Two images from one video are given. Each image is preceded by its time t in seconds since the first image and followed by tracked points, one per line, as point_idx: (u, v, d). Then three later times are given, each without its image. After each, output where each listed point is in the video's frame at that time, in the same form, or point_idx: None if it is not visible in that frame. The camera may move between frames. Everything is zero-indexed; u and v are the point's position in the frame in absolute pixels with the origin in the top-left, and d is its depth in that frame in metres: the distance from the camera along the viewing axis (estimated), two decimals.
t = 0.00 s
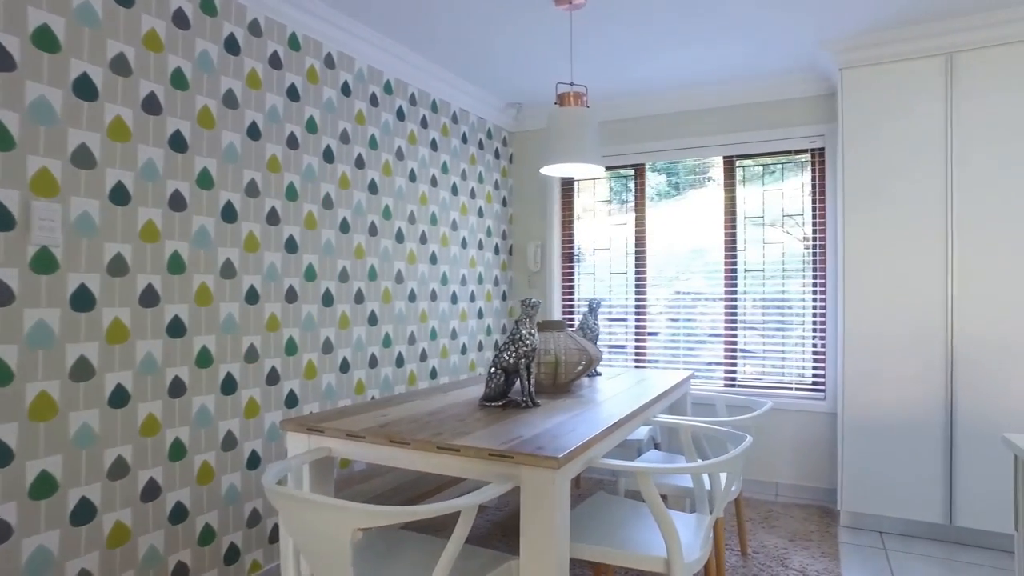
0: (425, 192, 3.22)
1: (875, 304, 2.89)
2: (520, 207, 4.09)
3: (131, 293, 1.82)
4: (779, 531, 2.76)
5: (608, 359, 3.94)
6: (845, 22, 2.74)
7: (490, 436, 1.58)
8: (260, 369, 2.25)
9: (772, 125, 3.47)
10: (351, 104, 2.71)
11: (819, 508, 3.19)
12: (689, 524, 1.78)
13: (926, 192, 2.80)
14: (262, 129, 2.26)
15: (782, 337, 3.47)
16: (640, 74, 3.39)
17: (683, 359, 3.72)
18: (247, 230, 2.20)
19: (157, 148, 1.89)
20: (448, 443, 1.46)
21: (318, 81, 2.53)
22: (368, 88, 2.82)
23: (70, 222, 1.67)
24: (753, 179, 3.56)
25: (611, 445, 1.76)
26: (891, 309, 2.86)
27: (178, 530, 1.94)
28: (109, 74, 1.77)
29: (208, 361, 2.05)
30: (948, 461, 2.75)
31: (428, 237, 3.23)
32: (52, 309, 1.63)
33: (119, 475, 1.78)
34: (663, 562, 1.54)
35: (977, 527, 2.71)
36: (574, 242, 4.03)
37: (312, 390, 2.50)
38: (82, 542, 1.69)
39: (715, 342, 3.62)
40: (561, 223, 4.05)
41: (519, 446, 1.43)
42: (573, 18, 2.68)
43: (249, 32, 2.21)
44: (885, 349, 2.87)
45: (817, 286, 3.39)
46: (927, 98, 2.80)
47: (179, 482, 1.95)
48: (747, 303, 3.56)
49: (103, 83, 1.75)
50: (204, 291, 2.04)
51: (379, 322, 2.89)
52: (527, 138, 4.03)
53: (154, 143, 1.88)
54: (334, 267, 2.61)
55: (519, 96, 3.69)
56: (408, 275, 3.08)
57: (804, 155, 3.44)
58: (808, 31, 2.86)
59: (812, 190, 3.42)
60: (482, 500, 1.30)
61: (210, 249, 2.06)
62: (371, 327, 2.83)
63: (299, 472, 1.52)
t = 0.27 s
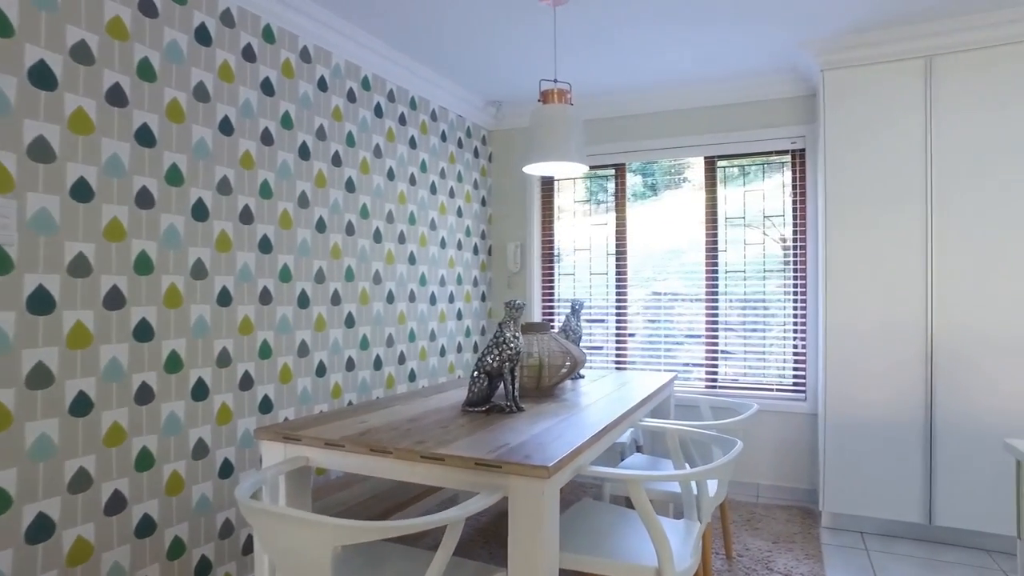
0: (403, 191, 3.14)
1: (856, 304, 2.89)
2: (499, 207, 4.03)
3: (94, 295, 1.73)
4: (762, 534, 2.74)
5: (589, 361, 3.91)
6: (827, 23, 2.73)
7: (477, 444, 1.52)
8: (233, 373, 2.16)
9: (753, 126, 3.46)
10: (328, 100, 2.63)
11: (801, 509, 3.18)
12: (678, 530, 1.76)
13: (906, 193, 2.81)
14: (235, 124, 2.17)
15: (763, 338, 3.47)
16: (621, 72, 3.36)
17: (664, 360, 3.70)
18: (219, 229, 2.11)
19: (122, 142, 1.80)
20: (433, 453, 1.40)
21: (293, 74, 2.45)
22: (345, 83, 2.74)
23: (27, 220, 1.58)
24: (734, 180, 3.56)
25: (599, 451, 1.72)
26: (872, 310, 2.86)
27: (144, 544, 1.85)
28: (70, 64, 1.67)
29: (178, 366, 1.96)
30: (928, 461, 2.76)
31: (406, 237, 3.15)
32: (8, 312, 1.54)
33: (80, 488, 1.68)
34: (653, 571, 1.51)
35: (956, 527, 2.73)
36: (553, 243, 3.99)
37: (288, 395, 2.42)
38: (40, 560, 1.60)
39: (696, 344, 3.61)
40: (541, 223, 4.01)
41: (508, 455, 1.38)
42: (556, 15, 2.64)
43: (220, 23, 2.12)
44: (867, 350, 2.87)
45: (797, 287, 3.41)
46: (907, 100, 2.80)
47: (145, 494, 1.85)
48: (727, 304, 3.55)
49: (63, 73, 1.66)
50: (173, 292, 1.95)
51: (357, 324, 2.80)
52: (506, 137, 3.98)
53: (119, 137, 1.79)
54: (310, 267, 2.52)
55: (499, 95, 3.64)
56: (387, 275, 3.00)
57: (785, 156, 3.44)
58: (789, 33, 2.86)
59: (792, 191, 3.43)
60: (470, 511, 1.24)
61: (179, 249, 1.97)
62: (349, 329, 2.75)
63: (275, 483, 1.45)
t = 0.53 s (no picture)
0: (384, 188, 3.06)
1: (841, 304, 2.88)
2: (481, 205, 3.97)
3: (57, 294, 1.64)
4: (748, 535, 2.73)
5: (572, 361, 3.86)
6: (813, 22, 2.71)
7: (463, 449, 1.46)
8: (206, 376, 2.08)
9: (737, 124, 3.44)
10: (306, 93, 2.55)
11: (786, 509, 3.17)
12: (668, 535, 1.73)
13: (890, 193, 2.81)
14: (209, 116, 2.09)
15: (747, 338, 3.46)
16: (606, 69, 3.32)
17: (648, 360, 3.67)
18: (192, 225, 2.03)
19: (88, 133, 1.71)
20: (417, 459, 1.34)
21: (270, 66, 2.36)
22: (323, 76, 2.66)
23: None
24: (718, 179, 3.54)
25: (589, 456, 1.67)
26: (857, 310, 2.86)
27: (111, 557, 1.76)
28: (30, 49, 1.58)
29: (148, 368, 1.87)
30: (912, 460, 2.77)
31: (387, 235, 3.07)
32: None
33: (42, 498, 1.59)
34: None
35: (940, 525, 2.74)
36: (536, 242, 3.93)
37: (264, 398, 2.33)
38: None
39: (680, 344, 3.58)
40: (524, 221, 3.95)
41: (496, 461, 1.33)
42: (542, 10, 2.59)
43: (193, 11, 2.04)
44: (852, 350, 2.87)
45: (781, 286, 3.41)
46: (892, 99, 2.80)
47: (113, 503, 1.77)
48: (711, 304, 3.53)
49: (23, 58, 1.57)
50: (142, 292, 1.86)
51: (336, 324, 2.72)
52: (489, 134, 3.92)
53: (84, 128, 1.70)
54: (287, 266, 2.44)
55: (481, 91, 3.58)
56: (367, 274, 2.92)
57: (768, 155, 3.43)
58: (774, 31, 2.84)
59: (776, 190, 3.42)
60: (458, 521, 1.19)
61: (149, 246, 1.88)
62: (328, 330, 2.67)
63: (251, 492, 1.38)
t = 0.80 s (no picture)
0: (357, 185, 2.96)
1: (820, 305, 2.88)
2: (456, 204, 3.87)
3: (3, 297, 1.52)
4: (728, 538, 2.71)
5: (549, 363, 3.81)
6: (794, 22, 2.69)
7: (446, 460, 1.39)
8: (169, 382, 1.97)
9: (715, 124, 3.42)
10: (276, 86, 2.44)
11: (764, 511, 3.16)
12: (653, 542, 1.69)
13: (868, 194, 2.81)
14: (172, 108, 1.98)
15: (725, 339, 3.45)
16: (584, 67, 3.26)
17: (626, 362, 3.63)
18: (153, 223, 1.91)
19: (38, 123, 1.59)
20: (399, 471, 1.27)
21: (238, 56, 2.26)
22: (294, 69, 2.56)
23: None
24: (696, 179, 3.52)
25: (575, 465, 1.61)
26: (836, 312, 2.85)
27: None
28: None
29: (105, 375, 1.76)
30: (889, 461, 2.78)
31: (360, 234, 2.97)
32: None
33: None
34: None
35: (916, 524, 2.76)
36: (512, 242, 3.86)
37: (231, 405, 2.23)
38: None
39: (658, 345, 3.56)
40: (500, 220, 3.87)
41: (481, 472, 1.26)
42: (522, 6, 2.54)
43: None
44: (830, 351, 2.86)
45: (759, 287, 3.40)
46: (870, 101, 2.80)
47: (66, 520, 1.65)
48: (689, 304, 3.51)
49: None
50: (99, 293, 1.74)
51: (307, 327, 2.62)
52: (464, 131, 3.84)
53: (34, 117, 1.59)
54: (256, 266, 2.33)
55: (457, 88, 3.50)
56: (339, 275, 2.82)
57: (746, 155, 3.42)
58: (753, 31, 2.82)
59: (754, 191, 3.41)
60: (442, 538, 1.12)
61: (107, 245, 1.77)
62: (298, 332, 2.56)
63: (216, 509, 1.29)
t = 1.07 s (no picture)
0: (326, 182, 2.86)
1: (794, 306, 2.88)
2: (427, 202, 3.78)
3: None
4: (704, 539, 2.70)
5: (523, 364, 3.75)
6: (770, 22, 2.69)
7: (426, 470, 1.33)
8: (126, 389, 1.86)
9: (690, 124, 3.41)
10: (242, 77, 2.34)
11: (739, 511, 3.16)
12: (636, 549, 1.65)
13: (842, 196, 2.83)
14: (130, 97, 1.87)
15: (699, 339, 3.44)
16: (560, 65, 3.22)
17: (601, 363, 3.60)
18: (110, 220, 1.80)
19: None
20: (377, 484, 1.20)
21: (202, 45, 2.15)
22: (261, 60, 2.45)
23: None
24: (671, 179, 3.50)
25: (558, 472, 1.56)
26: (810, 312, 2.86)
27: None
28: None
29: (55, 382, 1.65)
30: (862, 460, 2.80)
31: (330, 233, 2.87)
32: None
33: None
34: None
35: (888, 522, 2.79)
36: (484, 242, 3.79)
37: (194, 411, 2.12)
38: None
39: (633, 346, 3.53)
40: (472, 219, 3.80)
41: (463, 483, 1.21)
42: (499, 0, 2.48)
43: None
44: (805, 351, 2.87)
45: (733, 288, 3.41)
46: (844, 102, 2.82)
47: (12, 539, 1.54)
48: (664, 305, 3.50)
49: None
50: (49, 295, 1.63)
51: (274, 329, 2.51)
52: (436, 128, 3.77)
53: None
54: (221, 265, 2.23)
55: (430, 84, 3.42)
56: (308, 275, 2.72)
57: (720, 155, 3.42)
58: (728, 31, 2.81)
59: (728, 191, 3.41)
60: (423, 555, 1.06)
61: (58, 243, 1.66)
62: (265, 334, 2.46)
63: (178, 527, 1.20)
